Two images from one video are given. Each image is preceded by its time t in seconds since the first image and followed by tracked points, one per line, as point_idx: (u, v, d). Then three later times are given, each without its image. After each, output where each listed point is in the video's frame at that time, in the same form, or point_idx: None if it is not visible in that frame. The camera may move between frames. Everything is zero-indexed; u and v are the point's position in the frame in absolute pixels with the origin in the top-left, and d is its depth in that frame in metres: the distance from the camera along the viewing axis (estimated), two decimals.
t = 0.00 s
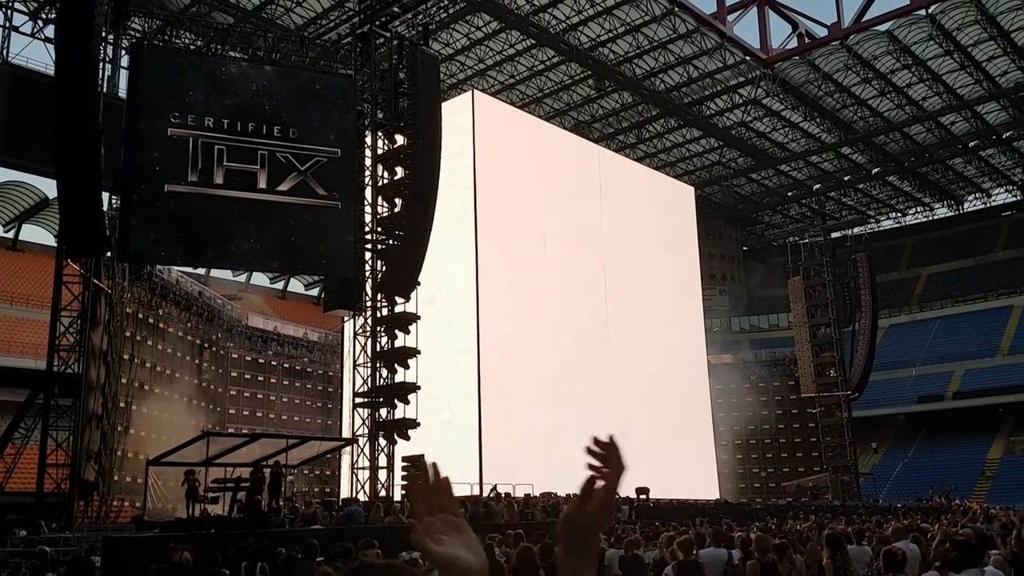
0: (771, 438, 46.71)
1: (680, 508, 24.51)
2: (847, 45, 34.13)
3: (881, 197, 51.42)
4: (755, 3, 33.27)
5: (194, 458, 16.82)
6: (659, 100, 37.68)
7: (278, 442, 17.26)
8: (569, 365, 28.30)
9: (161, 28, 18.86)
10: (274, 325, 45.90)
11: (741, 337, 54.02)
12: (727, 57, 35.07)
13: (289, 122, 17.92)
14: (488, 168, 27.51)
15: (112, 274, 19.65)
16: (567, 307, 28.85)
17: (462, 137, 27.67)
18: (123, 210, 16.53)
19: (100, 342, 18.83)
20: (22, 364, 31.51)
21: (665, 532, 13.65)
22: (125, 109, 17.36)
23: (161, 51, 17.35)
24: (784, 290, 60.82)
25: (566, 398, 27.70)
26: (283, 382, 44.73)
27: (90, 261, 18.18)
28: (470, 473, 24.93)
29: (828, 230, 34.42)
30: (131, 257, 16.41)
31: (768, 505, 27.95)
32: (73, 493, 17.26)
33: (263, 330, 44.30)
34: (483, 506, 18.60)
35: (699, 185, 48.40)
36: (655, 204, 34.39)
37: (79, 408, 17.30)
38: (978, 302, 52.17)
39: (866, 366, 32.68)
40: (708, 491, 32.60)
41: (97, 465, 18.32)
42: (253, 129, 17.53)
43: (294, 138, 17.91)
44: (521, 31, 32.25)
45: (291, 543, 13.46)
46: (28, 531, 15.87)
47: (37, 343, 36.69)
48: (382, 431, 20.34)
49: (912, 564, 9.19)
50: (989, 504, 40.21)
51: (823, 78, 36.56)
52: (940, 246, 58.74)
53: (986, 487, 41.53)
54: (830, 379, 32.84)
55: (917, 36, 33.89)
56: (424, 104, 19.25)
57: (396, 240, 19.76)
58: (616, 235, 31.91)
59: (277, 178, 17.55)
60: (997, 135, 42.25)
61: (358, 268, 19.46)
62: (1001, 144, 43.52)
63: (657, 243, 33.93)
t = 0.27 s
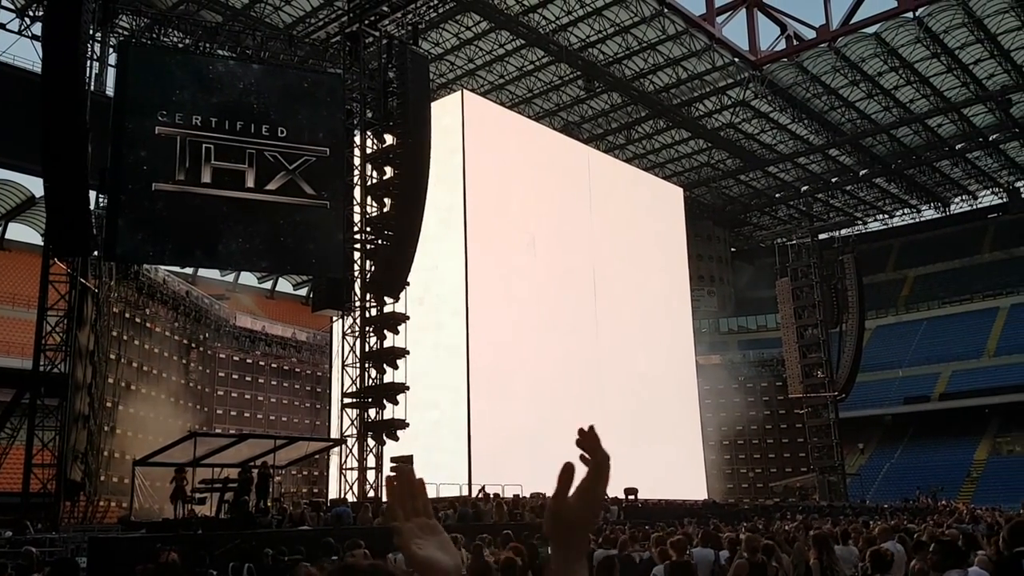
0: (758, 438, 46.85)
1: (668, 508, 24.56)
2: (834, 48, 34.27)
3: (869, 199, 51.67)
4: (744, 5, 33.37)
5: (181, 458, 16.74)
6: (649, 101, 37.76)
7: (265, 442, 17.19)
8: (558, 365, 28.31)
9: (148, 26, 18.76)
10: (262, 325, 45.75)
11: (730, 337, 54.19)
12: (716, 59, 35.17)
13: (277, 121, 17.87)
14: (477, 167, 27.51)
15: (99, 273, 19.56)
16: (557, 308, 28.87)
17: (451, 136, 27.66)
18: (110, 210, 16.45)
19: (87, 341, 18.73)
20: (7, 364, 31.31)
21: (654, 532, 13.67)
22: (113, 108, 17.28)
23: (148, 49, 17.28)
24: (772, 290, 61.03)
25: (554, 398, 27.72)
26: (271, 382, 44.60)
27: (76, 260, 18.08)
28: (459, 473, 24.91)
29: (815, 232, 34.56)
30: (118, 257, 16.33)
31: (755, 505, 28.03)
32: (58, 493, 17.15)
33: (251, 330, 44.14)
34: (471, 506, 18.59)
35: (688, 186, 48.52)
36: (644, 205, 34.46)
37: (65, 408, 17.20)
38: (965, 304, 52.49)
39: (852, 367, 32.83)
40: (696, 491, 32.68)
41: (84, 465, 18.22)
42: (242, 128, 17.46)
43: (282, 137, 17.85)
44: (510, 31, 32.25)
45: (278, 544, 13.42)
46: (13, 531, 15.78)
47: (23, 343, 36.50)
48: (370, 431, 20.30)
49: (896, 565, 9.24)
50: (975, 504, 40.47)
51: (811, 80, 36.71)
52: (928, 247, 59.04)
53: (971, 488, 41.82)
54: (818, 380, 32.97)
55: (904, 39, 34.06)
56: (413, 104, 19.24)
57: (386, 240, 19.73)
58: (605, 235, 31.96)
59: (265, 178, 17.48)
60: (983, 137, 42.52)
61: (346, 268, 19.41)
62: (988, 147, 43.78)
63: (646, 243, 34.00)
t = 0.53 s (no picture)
0: (756, 439, 46.87)
1: (665, 508, 24.59)
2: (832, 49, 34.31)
3: (867, 199, 51.72)
4: (742, 6, 33.40)
5: (179, 458, 16.73)
6: (647, 101, 37.78)
7: (263, 442, 17.19)
8: (556, 366, 28.34)
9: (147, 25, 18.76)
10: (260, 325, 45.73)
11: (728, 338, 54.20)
12: (714, 60, 35.21)
13: (275, 121, 17.87)
14: (476, 167, 27.54)
15: (97, 273, 19.55)
16: (555, 308, 28.89)
17: (450, 136, 27.66)
18: (108, 210, 16.44)
19: (85, 341, 18.72)
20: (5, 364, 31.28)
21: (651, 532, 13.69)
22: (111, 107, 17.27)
23: (146, 49, 17.28)
24: (771, 291, 61.06)
25: (552, 398, 27.74)
26: (269, 382, 44.58)
27: (74, 260, 18.08)
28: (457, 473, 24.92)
29: (813, 232, 34.58)
30: (116, 257, 16.32)
31: (753, 505, 28.05)
32: (57, 493, 17.15)
33: (249, 330, 44.13)
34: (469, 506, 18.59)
35: (686, 187, 48.56)
36: (642, 206, 34.48)
37: (63, 407, 17.18)
38: (963, 304, 52.54)
39: (850, 367, 32.88)
40: (694, 492, 32.73)
41: (81, 465, 18.20)
42: (239, 128, 17.46)
43: (280, 137, 17.86)
44: (509, 32, 32.26)
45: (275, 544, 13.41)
46: (10, 531, 15.75)
47: (21, 342, 36.45)
48: (369, 431, 20.30)
49: (891, 564, 9.26)
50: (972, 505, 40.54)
51: (809, 81, 36.75)
52: (925, 248, 59.09)
53: (969, 489, 41.91)
54: (815, 381, 32.99)
55: (902, 40, 34.10)
56: (411, 105, 19.27)
57: (383, 240, 19.75)
58: (604, 235, 31.98)
59: (264, 178, 17.49)
60: (981, 138, 42.57)
61: (345, 268, 19.40)
62: (985, 148, 43.83)
63: (645, 243, 34.03)
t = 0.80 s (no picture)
0: (755, 437, 46.85)
1: (664, 507, 24.58)
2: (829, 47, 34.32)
3: (864, 198, 51.74)
4: (738, 4, 33.39)
5: (178, 460, 16.71)
6: (644, 101, 37.79)
7: (262, 444, 17.17)
8: (554, 366, 28.32)
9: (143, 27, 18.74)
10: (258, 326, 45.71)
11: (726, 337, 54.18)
12: (711, 59, 35.21)
13: (272, 122, 17.86)
14: (473, 167, 27.53)
15: (94, 275, 19.53)
16: (553, 307, 28.88)
17: (447, 136, 27.66)
18: (105, 213, 16.42)
19: (83, 343, 18.68)
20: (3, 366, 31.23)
21: (649, 531, 13.72)
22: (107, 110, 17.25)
23: (142, 51, 17.27)
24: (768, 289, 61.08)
25: (550, 397, 27.72)
26: (267, 384, 44.59)
27: (71, 262, 18.05)
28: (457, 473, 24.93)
29: (811, 231, 34.59)
30: (114, 260, 16.29)
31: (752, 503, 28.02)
32: (55, 496, 17.12)
33: (248, 332, 44.07)
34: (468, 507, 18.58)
35: (684, 186, 48.56)
36: (640, 205, 34.49)
37: (61, 410, 17.16)
38: (960, 302, 52.58)
39: (849, 365, 32.87)
40: (692, 491, 32.72)
41: (80, 467, 18.18)
42: (236, 130, 17.46)
43: (278, 138, 17.85)
44: (505, 32, 32.24)
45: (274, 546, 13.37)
46: (9, 534, 15.73)
47: (18, 344, 36.42)
48: (367, 432, 20.28)
49: (891, 562, 9.25)
50: (971, 503, 40.58)
51: (806, 79, 36.78)
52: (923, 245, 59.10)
53: (967, 487, 42.01)
54: (814, 379, 32.98)
55: (899, 38, 34.10)
56: (408, 106, 19.27)
57: (381, 241, 19.72)
58: (601, 234, 31.96)
59: (261, 179, 17.48)
60: (978, 136, 42.59)
61: (342, 269, 19.36)
62: (982, 145, 43.88)
63: (642, 242, 34.02)
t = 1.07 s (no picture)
0: (757, 435, 46.82)
1: (667, 505, 24.57)
2: (829, 44, 34.31)
3: (865, 194, 51.69)
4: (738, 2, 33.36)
5: (180, 460, 16.72)
6: (644, 99, 37.77)
7: (264, 444, 17.17)
8: (556, 364, 28.33)
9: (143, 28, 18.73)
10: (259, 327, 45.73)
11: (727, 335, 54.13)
12: (711, 57, 35.19)
13: (272, 123, 17.86)
14: (473, 166, 27.53)
15: (95, 277, 19.55)
16: (554, 306, 28.87)
17: (447, 135, 27.66)
18: (106, 214, 16.42)
19: (84, 345, 18.69)
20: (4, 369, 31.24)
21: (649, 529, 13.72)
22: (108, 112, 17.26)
23: (142, 52, 17.27)
24: (770, 287, 61.04)
25: (551, 397, 27.70)
26: (269, 384, 44.60)
27: (72, 263, 18.04)
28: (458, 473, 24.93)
29: (811, 228, 34.55)
30: (115, 261, 16.29)
31: (755, 501, 28.00)
32: (58, 497, 17.13)
33: (249, 332, 44.09)
34: (469, 506, 18.57)
35: (684, 183, 48.55)
36: (640, 203, 34.46)
37: (63, 411, 17.16)
38: (962, 299, 52.52)
39: (850, 362, 32.86)
40: (695, 489, 32.68)
41: (83, 469, 18.19)
42: (236, 131, 17.47)
43: (278, 139, 17.85)
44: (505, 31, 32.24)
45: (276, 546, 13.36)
46: (12, 536, 15.75)
47: (18, 347, 36.43)
48: (369, 431, 20.28)
49: (893, 558, 9.22)
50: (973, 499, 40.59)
51: (806, 76, 36.75)
52: (924, 242, 59.01)
53: (970, 483, 42.04)
54: (816, 376, 32.96)
55: (899, 35, 34.07)
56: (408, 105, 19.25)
57: (381, 241, 19.73)
58: (602, 233, 31.95)
59: (262, 179, 17.48)
60: (979, 132, 42.54)
61: (343, 268, 19.30)
62: (983, 141, 43.83)
63: (643, 241, 34.01)
